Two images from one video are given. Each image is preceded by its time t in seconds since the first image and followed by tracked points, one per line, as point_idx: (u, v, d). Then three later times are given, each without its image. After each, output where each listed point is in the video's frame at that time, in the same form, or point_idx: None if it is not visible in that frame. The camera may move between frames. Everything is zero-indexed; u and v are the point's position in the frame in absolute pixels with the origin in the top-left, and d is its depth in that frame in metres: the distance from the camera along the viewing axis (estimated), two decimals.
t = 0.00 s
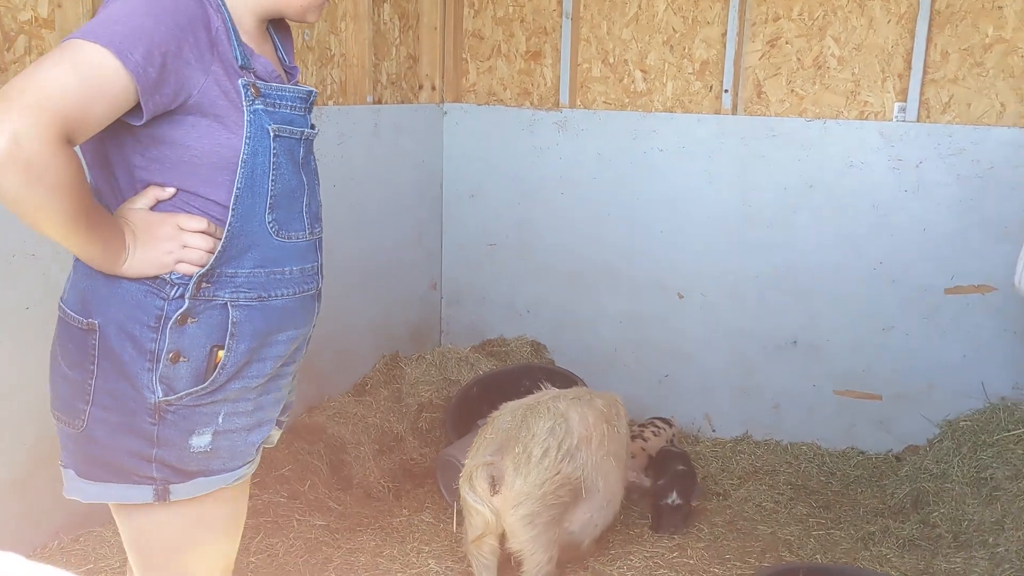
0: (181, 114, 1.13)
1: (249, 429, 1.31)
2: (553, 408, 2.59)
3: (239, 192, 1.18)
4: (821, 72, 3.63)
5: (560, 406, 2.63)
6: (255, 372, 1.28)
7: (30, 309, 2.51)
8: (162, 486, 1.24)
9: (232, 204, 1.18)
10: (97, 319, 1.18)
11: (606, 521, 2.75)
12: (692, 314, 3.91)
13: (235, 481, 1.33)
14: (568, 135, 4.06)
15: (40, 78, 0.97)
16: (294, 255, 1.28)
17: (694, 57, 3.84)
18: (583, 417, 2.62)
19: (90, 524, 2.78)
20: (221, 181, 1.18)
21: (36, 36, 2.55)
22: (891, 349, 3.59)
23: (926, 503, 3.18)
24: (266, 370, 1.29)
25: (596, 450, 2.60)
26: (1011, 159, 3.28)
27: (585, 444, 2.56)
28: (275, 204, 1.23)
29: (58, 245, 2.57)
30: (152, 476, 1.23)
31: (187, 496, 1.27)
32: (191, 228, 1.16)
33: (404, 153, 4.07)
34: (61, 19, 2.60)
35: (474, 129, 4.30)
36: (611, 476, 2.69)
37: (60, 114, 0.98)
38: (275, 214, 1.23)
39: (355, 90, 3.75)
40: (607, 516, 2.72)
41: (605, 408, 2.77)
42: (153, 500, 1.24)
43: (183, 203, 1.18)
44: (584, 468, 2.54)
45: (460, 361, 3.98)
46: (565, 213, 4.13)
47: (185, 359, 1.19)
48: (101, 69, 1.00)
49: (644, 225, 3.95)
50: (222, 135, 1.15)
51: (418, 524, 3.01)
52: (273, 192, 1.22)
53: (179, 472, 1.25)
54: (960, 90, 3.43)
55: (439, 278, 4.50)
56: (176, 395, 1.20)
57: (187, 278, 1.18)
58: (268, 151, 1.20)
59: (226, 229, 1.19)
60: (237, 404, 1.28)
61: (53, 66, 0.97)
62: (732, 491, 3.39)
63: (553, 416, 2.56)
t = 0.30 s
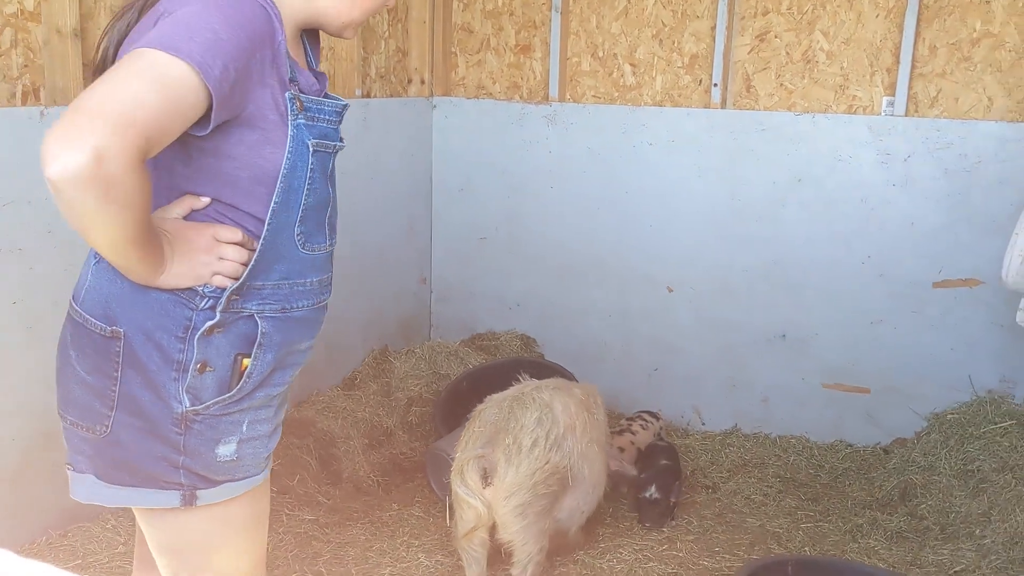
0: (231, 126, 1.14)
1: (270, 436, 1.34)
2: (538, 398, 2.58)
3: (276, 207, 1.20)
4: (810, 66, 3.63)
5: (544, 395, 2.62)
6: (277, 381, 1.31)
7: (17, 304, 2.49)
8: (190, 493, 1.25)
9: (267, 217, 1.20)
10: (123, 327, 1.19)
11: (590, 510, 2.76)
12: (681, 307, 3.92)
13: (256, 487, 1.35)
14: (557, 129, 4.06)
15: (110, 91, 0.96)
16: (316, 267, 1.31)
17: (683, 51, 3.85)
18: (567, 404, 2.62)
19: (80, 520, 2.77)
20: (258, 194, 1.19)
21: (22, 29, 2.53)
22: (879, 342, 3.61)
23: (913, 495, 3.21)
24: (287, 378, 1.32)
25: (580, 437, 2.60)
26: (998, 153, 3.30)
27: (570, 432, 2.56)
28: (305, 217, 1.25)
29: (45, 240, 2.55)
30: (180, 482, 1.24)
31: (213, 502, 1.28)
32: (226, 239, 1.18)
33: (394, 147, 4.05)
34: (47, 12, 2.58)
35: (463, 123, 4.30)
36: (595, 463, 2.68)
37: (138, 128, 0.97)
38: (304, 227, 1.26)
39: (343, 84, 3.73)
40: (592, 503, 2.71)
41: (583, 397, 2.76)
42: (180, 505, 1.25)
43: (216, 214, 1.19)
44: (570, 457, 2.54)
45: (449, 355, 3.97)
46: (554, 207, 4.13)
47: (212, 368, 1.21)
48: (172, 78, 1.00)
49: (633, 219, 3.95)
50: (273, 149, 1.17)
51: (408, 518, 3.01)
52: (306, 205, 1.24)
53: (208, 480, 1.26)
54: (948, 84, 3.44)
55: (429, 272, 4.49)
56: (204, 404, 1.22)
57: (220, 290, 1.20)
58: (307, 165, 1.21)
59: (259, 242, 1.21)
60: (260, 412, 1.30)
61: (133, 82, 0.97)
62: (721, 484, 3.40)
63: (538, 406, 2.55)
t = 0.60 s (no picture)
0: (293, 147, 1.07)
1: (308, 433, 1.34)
2: (527, 393, 2.59)
3: (327, 218, 1.19)
4: (804, 65, 3.64)
5: (532, 390, 2.62)
6: (317, 380, 1.30)
7: (11, 302, 2.49)
8: (243, 499, 1.25)
9: (318, 229, 1.19)
10: (185, 344, 1.13)
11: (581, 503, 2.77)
12: (675, 305, 3.92)
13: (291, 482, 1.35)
14: (553, 127, 4.05)
15: (202, 132, 0.89)
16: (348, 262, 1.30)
17: (678, 50, 3.86)
18: (555, 399, 2.63)
19: (73, 519, 2.76)
20: (309, 207, 1.16)
21: (15, 26, 2.52)
22: (873, 340, 3.62)
23: (908, 493, 3.23)
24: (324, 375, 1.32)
25: (570, 431, 2.60)
26: (992, 152, 3.31)
27: (560, 425, 2.57)
28: (347, 222, 1.24)
29: (38, 239, 2.55)
30: (233, 489, 1.23)
31: (261, 503, 1.28)
32: (287, 254, 1.14)
33: (389, 145, 4.05)
34: (41, 9, 2.57)
35: (458, 121, 4.29)
36: (585, 454, 2.69)
37: (249, 169, 0.92)
38: (345, 232, 1.25)
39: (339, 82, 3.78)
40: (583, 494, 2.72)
41: (567, 391, 2.76)
42: (233, 510, 1.25)
43: (270, 229, 1.13)
44: (562, 449, 2.55)
45: (444, 355, 3.96)
46: (548, 205, 4.12)
47: (268, 377, 1.19)
48: (259, 107, 0.93)
49: (628, 218, 3.95)
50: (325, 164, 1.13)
51: (403, 517, 3.01)
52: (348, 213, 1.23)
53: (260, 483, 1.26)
54: (942, 83, 3.45)
55: (424, 270, 4.48)
56: (261, 413, 1.20)
57: (279, 302, 1.17)
58: (353, 174, 1.20)
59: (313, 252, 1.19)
60: (303, 412, 1.29)
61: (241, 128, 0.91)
62: (716, 482, 3.40)
63: (528, 400, 2.56)
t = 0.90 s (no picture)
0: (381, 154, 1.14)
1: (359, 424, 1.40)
2: (519, 390, 2.60)
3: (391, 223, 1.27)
4: (803, 66, 3.65)
5: (524, 387, 2.63)
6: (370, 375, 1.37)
7: (9, 302, 2.48)
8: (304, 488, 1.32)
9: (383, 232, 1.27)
10: (263, 343, 1.18)
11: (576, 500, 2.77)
12: (673, 306, 3.92)
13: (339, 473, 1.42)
14: (551, 127, 4.04)
15: (333, 141, 1.00)
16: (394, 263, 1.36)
17: (676, 50, 3.86)
18: (546, 394, 2.63)
19: (71, 520, 2.76)
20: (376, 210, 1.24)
21: (14, 27, 2.52)
22: (871, 341, 3.62)
23: (906, 494, 3.24)
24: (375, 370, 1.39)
25: (564, 425, 2.61)
26: (990, 152, 3.32)
27: (554, 420, 2.58)
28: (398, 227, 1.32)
29: (37, 239, 2.55)
30: (296, 480, 1.31)
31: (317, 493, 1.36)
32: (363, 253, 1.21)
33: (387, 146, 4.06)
34: (40, 9, 2.57)
35: (455, 121, 4.28)
36: (581, 451, 2.69)
37: (376, 170, 1.02)
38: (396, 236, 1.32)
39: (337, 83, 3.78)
40: (579, 489, 2.72)
41: (560, 387, 2.77)
42: (293, 501, 1.33)
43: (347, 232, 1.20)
44: (557, 444, 2.56)
45: (442, 355, 3.97)
46: (546, 206, 4.12)
47: (333, 375, 1.25)
48: (380, 114, 1.03)
49: (626, 218, 3.95)
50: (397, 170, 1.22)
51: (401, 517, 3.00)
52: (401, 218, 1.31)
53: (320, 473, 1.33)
54: (940, 84, 3.46)
55: (422, 271, 4.48)
56: (326, 408, 1.26)
57: (350, 303, 1.24)
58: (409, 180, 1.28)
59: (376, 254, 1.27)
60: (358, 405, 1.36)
61: (368, 131, 1.01)
62: (714, 483, 3.40)
63: (520, 398, 2.56)
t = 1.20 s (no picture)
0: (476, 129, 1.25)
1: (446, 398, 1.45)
2: (509, 389, 2.60)
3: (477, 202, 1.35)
4: (793, 65, 3.66)
5: (515, 385, 2.64)
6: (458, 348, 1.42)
7: None
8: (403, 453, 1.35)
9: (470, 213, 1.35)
10: (378, 307, 1.24)
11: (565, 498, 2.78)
12: (664, 305, 3.93)
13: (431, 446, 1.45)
14: (542, 126, 4.03)
15: (445, 101, 1.12)
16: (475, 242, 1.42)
17: (667, 50, 3.87)
18: (536, 392, 2.64)
19: (60, 520, 2.74)
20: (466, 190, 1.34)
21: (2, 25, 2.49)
22: (860, 340, 3.63)
23: (895, 492, 3.25)
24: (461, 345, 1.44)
25: (553, 423, 2.62)
26: (978, 152, 3.33)
27: (544, 418, 2.59)
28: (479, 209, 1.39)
29: (25, 238, 2.53)
30: (402, 440, 1.33)
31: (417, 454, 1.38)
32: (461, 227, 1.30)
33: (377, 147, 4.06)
34: (28, 7, 2.56)
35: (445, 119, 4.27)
36: (569, 447, 2.69)
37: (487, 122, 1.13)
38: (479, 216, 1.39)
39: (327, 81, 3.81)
40: (568, 486, 2.72)
41: (550, 386, 2.79)
42: (398, 460, 1.35)
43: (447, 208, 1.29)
44: (547, 442, 2.56)
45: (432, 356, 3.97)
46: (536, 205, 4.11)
47: (437, 336, 1.30)
48: (482, 77, 1.15)
49: (617, 217, 3.95)
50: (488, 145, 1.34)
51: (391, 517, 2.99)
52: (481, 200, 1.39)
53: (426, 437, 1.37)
54: (929, 84, 3.47)
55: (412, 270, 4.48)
56: (432, 368, 1.31)
57: (451, 270, 1.29)
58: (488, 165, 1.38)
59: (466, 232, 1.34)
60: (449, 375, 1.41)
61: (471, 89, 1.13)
62: (705, 482, 3.41)
63: (512, 396, 2.56)
